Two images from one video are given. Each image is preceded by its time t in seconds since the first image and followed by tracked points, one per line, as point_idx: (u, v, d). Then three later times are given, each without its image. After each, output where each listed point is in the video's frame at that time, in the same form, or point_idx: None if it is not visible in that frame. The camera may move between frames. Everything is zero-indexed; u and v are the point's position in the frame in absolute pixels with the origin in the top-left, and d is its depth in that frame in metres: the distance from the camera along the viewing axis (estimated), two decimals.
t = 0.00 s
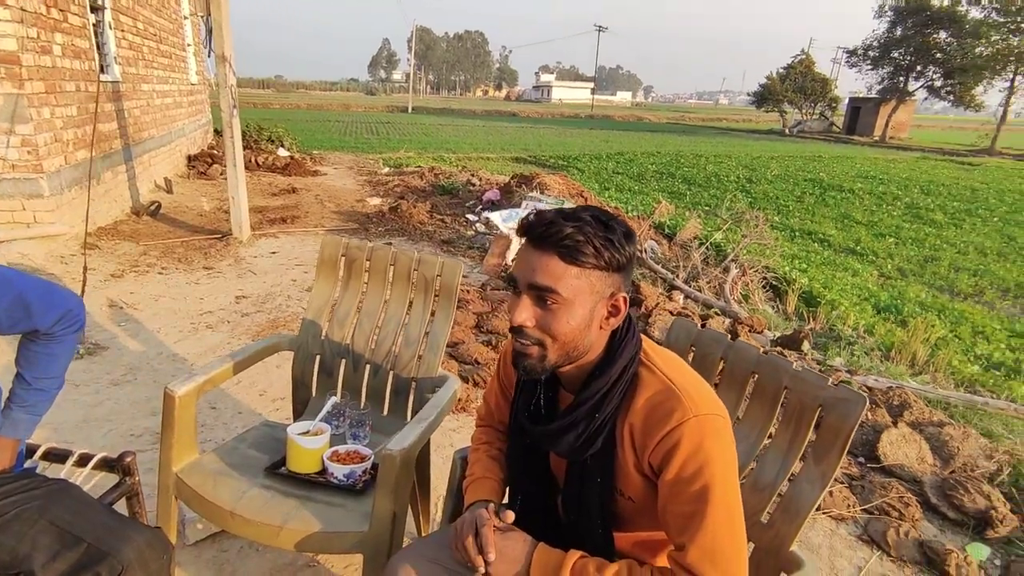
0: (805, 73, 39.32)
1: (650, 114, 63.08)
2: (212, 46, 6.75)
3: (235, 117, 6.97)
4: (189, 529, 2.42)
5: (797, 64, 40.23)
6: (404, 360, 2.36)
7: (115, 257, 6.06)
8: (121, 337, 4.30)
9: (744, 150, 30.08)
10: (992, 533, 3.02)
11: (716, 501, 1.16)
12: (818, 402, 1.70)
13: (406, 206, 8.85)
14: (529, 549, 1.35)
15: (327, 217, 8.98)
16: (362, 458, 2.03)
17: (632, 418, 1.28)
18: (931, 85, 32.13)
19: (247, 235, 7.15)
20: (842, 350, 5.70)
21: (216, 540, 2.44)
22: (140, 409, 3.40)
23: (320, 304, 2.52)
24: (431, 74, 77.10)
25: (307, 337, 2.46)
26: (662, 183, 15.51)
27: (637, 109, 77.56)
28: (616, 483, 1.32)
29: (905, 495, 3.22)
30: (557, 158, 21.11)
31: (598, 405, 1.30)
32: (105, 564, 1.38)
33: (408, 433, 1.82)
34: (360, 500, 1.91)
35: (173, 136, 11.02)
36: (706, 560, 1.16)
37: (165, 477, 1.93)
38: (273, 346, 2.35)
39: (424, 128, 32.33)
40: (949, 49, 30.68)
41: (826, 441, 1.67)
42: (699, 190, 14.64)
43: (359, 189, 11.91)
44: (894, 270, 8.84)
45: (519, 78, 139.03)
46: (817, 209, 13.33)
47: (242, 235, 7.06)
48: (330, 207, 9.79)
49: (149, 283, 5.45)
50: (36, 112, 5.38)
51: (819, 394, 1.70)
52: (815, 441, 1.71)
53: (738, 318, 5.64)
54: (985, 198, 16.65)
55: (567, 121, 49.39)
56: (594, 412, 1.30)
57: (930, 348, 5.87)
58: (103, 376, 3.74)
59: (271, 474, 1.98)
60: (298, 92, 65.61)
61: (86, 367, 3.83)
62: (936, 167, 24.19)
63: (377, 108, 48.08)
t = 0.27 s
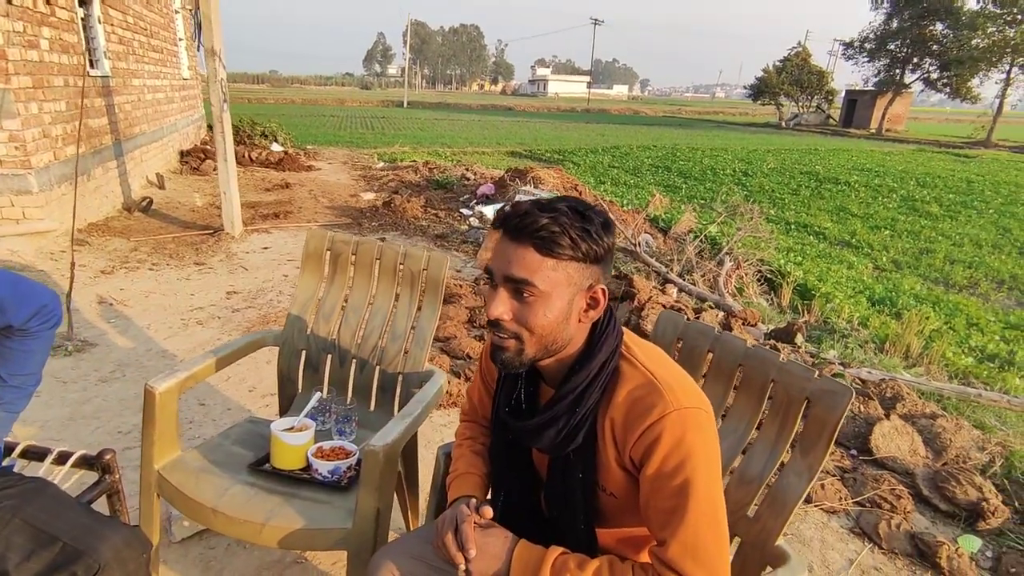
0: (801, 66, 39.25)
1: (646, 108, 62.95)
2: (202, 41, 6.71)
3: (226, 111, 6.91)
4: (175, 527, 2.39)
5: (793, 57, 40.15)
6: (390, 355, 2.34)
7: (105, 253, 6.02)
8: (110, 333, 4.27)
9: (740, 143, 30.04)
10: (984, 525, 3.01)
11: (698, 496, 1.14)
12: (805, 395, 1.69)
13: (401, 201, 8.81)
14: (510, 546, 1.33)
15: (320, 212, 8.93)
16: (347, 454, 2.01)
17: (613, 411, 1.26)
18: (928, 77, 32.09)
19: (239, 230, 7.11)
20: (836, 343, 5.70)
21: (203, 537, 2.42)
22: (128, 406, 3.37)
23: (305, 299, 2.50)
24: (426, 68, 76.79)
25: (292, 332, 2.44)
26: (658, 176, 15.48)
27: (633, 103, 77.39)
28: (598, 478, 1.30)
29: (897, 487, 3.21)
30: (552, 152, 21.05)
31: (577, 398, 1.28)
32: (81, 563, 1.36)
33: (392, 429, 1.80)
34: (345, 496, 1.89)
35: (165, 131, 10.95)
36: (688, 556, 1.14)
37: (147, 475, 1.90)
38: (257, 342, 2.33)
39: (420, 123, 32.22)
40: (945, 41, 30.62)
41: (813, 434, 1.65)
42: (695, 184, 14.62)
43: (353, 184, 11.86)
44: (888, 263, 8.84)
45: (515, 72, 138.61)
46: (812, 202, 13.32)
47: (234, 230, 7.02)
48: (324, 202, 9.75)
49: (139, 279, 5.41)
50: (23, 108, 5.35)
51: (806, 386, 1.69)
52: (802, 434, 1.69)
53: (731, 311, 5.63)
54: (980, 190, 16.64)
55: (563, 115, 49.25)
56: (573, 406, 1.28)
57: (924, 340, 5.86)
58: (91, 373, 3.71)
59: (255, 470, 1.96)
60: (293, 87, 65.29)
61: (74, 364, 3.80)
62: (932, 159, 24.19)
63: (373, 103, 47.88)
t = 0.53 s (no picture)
0: (803, 63, 39.09)
1: (647, 105, 62.82)
2: (198, 37, 6.68)
3: (222, 107, 6.89)
4: (161, 521, 2.38)
5: (794, 54, 39.99)
6: (378, 348, 2.32)
7: (100, 249, 6.00)
8: (103, 329, 4.26)
9: (741, 140, 29.97)
10: (980, 521, 2.99)
11: (676, 486, 1.12)
12: (793, 386, 1.66)
13: (398, 198, 8.77)
14: (487, 539, 1.31)
15: (318, 208, 8.91)
16: (332, 447, 1.99)
17: (590, 400, 1.25)
18: (930, 74, 31.95)
19: (236, 227, 7.09)
20: (834, 339, 5.66)
21: (190, 532, 2.40)
22: (119, 401, 3.35)
23: (293, 291, 2.49)
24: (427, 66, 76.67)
25: (280, 325, 2.42)
26: (658, 173, 15.42)
27: (633, 100, 77.23)
28: (576, 469, 1.29)
29: (893, 483, 3.17)
30: (553, 149, 20.99)
31: (554, 386, 1.26)
32: (56, 556, 1.34)
33: (376, 421, 1.78)
34: (329, 489, 1.87)
35: (163, 128, 10.92)
36: (665, 547, 1.12)
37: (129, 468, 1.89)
38: (243, 335, 2.31)
39: (420, 120, 32.16)
40: (948, 38, 30.47)
41: (801, 425, 1.63)
42: (695, 181, 14.58)
43: (352, 181, 11.82)
44: (888, 259, 8.80)
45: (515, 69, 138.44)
46: (813, 199, 13.26)
47: (231, 227, 6.99)
48: (322, 199, 9.71)
49: (134, 275, 5.39)
50: (18, 103, 5.32)
51: (794, 377, 1.66)
52: (790, 426, 1.67)
53: (729, 307, 5.60)
54: (982, 187, 16.56)
55: (563, 112, 49.14)
56: (550, 394, 1.27)
57: (923, 336, 5.83)
58: (83, 368, 3.69)
59: (239, 464, 1.94)
60: (294, 84, 65.22)
61: (66, 359, 3.78)
62: (934, 156, 24.08)
63: (373, 100, 47.81)
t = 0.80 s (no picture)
0: (800, 64, 39.14)
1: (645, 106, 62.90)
2: (193, 37, 6.68)
3: (217, 107, 6.89)
4: (152, 523, 2.37)
5: (792, 55, 40.04)
6: (369, 348, 2.31)
7: (95, 249, 5.99)
8: (96, 329, 4.25)
9: (738, 141, 29.99)
10: (973, 522, 2.99)
11: (660, 486, 1.12)
12: (781, 387, 1.66)
13: (395, 198, 8.77)
14: (472, 540, 1.31)
15: (314, 208, 8.90)
16: (322, 448, 1.98)
17: (578, 397, 1.25)
18: (927, 75, 32.02)
19: (231, 227, 7.08)
20: (829, 339, 5.67)
21: (181, 533, 2.39)
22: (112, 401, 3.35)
23: (284, 291, 2.49)
24: (425, 66, 76.65)
25: (270, 326, 2.42)
26: (655, 174, 15.43)
27: (631, 101, 77.30)
28: (562, 467, 1.29)
29: (886, 483, 3.18)
30: (550, 150, 20.99)
31: (543, 382, 1.27)
32: (39, 558, 1.34)
33: (363, 422, 1.78)
34: (318, 490, 1.86)
35: (159, 128, 10.90)
36: (649, 547, 1.12)
37: (117, 469, 1.88)
38: (233, 335, 2.31)
39: (418, 120, 32.14)
40: (944, 39, 30.54)
41: (789, 425, 1.62)
42: (692, 181, 14.59)
43: (349, 182, 11.81)
44: (884, 260, 8.81)
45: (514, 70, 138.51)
46: (809, 200, 13.27)
47: (226, 227, 6.98)
48: (318, 199, 9.70)
49: (128, 276, 5.38)
50: (12, 103, 5.31)
51: (781, 378, 1.66)
52: (779, 426, 1.67)
53: (724, 308, 5.60)
54: (978, 188, 16.60)
55: (561, 112, 49.15)
56: (539, 390, 1.27)
57: (918, 337, 5.83)
58: (75, 368, 3.68)
59: (227, 465, 1.94)
60: (292, 84, 65.16)
61: (58, 359, 3.77)
62: (930, 157, 24.14)
63: (371, 100, 47.79)
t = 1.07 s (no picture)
0: (791, 63, 39.29)
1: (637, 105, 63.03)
2: (182, 35, 6.63)
3: (207, 107, 6.84)
4: (140, 526, 2.35)
5: (783, 54, 40.20)
6: (359, 349, 2.30)
7: (83, 250, 5.94)
8: (85, 331, 4.21)
9: (730, 140, 30.09)
10: (961, 518, 3.01)
11: (647, 483, 1.12)
12: (770, 386, 1.66)
13: (387, 197, 8.74)
14: (460, 544, 1.31)
15: (306, 208, 8.86)
16: (311, 451, 1.97)
17: (568, 392, 1.25)
18: (916, 75, 32.26)
19: (222, 227, 7.03)
20: (820, 338, 5.70)
21: (169, 537, 2.38)
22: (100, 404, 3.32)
23: (274, 291, 2.48)
24: (418, 65, 76.48)
25: (259, 327, 2.41)
26: (647, 173, 15.47)
27: (624, 100, 77.44)
28: (552, 464, 1.28)
29: (875, 481, 3.19)
30: (543, 149, 21.00)
31: (534, 377, 1.27)
32: (20, 564, 1.32)
33: (352, 424, 1.77)
34: (307, 493, 1.86)
35: (149, 127, 10.82)
36: (636, 545, 1.12)
37: (103, 473, 1.87)
38: (222, 336, 2.29)
39: (411, 119, 32.06)
40: (933, 39, 30.77)
41: (778, 424, 1.63)
42: (684, 180, 14.64)
43: (340, 181, 11.76)
44: (874, 258, 8.86)
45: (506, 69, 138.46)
46: (800, 199, 13.33)
47: (217, 227, 6.94)
48: (310, 199, 9.66)
49: (117, 276, 5.34)
50: None
51: (771, 377, 1.66)
52: (768, 425, 1.67)
53: (715, 307, 5.62)
54: (967, 186, 16.72)
55: (554, 112, 49.16)
56: (530, 385, 1.27)
57: (907, 334, 5.87)
58: (63, 370, 3.65)
59: (215, 468, 1.92)
60: (283, 83, 64.87)
61: (46, 361, 3.74)
62: (920, 156, 24.33)
63: (363, 100, 47.64)
